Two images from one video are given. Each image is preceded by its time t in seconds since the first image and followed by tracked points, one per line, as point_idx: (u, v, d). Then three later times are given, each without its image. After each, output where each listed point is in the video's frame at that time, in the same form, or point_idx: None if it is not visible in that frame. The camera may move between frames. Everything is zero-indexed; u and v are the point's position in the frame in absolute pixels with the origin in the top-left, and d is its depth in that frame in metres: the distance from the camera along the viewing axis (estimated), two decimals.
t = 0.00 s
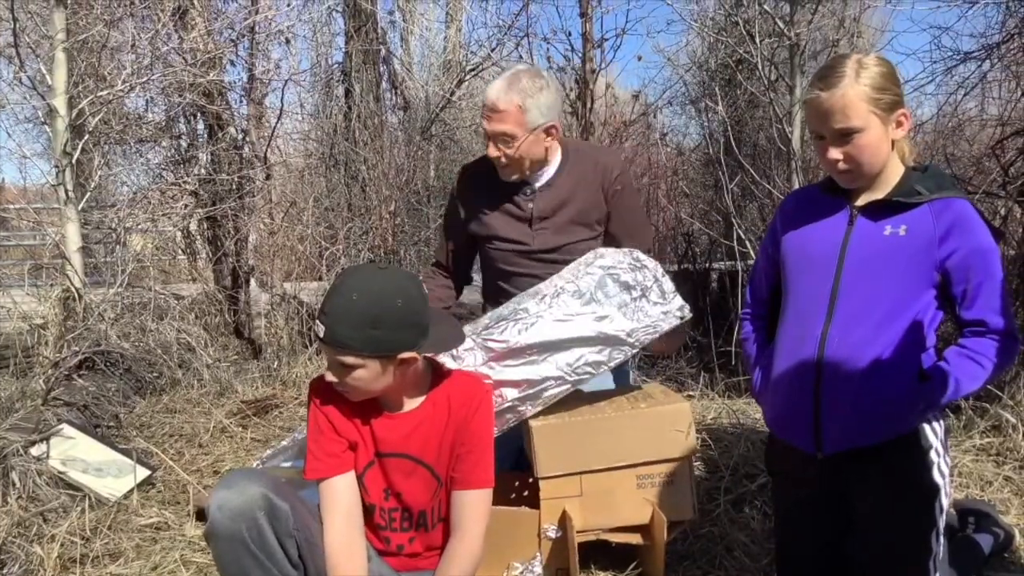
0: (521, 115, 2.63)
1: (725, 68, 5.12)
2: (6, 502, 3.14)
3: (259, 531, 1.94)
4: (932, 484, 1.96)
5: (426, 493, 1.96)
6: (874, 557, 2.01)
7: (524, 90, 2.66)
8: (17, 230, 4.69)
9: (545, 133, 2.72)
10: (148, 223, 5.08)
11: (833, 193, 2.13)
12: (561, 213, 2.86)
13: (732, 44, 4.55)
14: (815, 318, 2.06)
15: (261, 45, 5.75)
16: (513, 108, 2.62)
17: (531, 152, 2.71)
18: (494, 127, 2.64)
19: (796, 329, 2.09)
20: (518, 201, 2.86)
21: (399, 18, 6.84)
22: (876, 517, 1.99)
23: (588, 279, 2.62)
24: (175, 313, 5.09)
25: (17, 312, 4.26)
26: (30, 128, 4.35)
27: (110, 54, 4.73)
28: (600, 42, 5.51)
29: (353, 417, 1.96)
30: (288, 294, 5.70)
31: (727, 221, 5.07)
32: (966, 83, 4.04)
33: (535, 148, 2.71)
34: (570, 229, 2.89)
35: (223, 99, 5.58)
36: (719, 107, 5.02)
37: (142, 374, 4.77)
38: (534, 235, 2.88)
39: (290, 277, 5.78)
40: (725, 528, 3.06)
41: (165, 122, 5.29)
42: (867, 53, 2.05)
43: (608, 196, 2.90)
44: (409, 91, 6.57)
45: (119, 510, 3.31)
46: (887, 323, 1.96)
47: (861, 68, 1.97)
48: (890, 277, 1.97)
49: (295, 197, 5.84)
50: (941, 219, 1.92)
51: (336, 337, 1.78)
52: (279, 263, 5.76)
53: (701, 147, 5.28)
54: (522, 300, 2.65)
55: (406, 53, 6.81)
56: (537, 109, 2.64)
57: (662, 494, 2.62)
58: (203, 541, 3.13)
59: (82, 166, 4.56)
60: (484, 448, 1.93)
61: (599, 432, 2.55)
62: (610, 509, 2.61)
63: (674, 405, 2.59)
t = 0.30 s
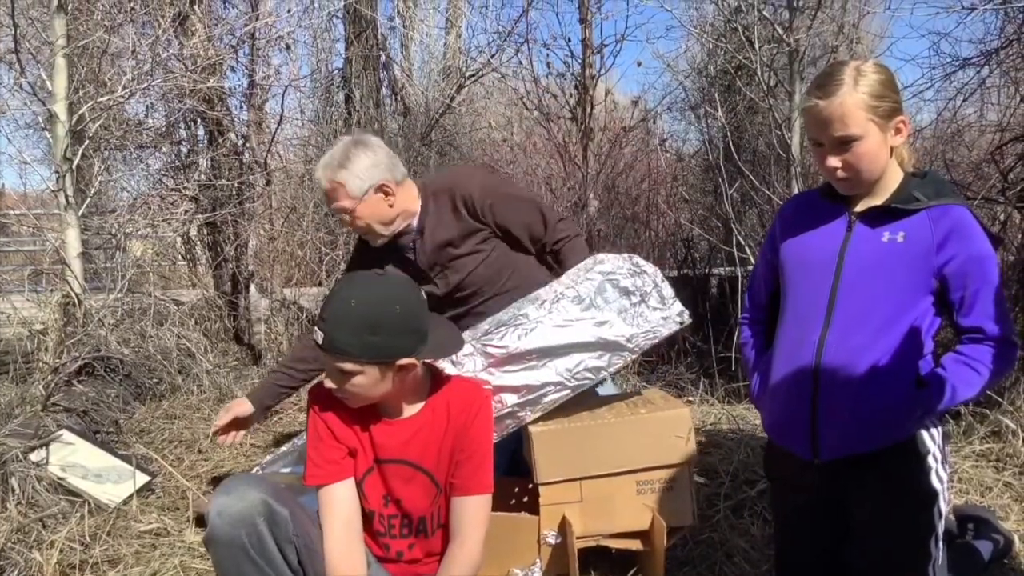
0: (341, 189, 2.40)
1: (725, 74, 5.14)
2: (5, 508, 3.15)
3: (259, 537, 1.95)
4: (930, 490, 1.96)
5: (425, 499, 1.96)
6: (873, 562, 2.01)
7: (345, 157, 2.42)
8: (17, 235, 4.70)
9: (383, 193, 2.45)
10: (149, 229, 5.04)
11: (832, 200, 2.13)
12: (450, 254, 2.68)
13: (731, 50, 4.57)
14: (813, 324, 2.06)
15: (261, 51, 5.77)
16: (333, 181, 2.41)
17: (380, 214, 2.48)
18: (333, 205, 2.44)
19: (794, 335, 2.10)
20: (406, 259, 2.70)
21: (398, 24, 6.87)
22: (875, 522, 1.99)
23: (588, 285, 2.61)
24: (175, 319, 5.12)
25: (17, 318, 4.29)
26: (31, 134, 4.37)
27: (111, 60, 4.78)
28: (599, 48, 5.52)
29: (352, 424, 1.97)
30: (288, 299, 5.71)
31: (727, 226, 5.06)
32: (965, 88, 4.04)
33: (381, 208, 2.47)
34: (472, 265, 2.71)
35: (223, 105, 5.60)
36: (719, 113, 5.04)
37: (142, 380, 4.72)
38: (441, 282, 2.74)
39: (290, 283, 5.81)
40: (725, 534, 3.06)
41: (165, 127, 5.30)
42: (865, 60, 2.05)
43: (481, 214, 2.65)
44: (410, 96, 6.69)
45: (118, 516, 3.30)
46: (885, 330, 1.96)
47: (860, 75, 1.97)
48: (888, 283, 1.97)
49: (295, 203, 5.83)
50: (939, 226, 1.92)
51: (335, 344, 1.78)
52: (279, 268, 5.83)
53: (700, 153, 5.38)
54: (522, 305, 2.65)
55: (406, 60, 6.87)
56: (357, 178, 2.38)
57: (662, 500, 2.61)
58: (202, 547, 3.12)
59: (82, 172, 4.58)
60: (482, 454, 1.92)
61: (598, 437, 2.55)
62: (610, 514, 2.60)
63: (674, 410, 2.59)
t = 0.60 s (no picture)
0: (266, 256, 2.44)
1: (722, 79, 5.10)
2: (3, 513, 3.16)
3: (256, 542, 1.95)
4: (927, 494, 1.96)
5: (423, 504, 1.96)
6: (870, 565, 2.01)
7: (264, 225, 2.47)
8: (16, 240, 4.71)
9: (306, 253, 2.46)
10: (146, 234, 5.08)
11: (829, 205, 2.14)
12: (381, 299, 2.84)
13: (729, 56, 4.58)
14: (810, 328, 2.06)
15: (260, 56, 5.78)
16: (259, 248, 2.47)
17: (310, 272, 2.49)
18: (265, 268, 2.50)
19: (792, 340, 2.10)
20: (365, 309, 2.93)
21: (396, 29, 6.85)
22: (872, 526, 1.99)
23: (586, 290, 2.62)
24: (173, 323, 5.09)
25: (14, 322, 4.28)
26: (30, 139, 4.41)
27: (109, 64, 4.76)
28: (598, 53, 5.53)
29: (350, 430, 1.97)
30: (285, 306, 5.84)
31: (725, 231, 5.08)
32: (962, 94, 4.07)
33: (308, 266, 2.48)
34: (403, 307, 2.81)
35: (222, 110, 5.61)
36: (717, 119, 5.05)
37: (140, 385, 4.66)
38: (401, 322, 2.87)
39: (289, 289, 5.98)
40: (723, 539, 3.07)
41: (164, 133, 5.32)
42: (861, 66, 2.06)
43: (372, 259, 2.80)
44: (409, 102, 6.70)
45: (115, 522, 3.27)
46: (882, 335, 1.96)
47: (855, 82, 1.98)
48: (884, 288, 1.97)
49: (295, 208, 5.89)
50: (934, 232, 1.92)
51: (332, 350, 1.77)
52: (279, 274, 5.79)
53: (699, 158, 5.28)
54: (521, 309, 2.65)
55: (405, 64, 6.92)
56: (275, 243, 2.41)
57: (661, 505, 2.61)
58: (200, 552, 3.12)
59: (81, 177, 4.59)
60: (479, 459, 1.92)
61: (596, 442, 2.55)
62: (608, 519, 2.60)
63: (673, 415, 2.59)
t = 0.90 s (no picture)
0: (222, 299, 2.57)
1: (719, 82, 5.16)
2: None
3: (252, 545, 1.96)
4: (923, 496, 1.96)
5: (420, 507, 1.96)
6: (867, 566, 2.01)
7: (217, 268, 2.57)
8: (12, 242, 4.72)
9: (262, 296, 2.60)
10: (143, 236, 5.01)
11: (823, 208, 2.14)
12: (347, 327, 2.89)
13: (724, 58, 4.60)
14: (804, 331, 2.07)
15: (257, 59, 5.79)
16: (213, 290, 2.59)
17: (266, 312, 2.64)
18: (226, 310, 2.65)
19: (787, 342, 2.10)
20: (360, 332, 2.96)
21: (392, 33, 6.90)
22: (868, 527, 1.99)
23: (583, 293, 2.63)
24: (169, 326, 5.02)
25: (9, 325, 4.34)
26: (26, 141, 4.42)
27: (105, 67, 4.76)
28: (595, 56, 5.53)
29: (346, 433, 1.96)
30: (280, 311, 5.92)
31: (722, 234, 5.09)
32: (958, 96, 4.05)
33: (263, 308, 2.62)
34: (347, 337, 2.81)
35: (218, 113, 5.61)
36: (714, 122, 5.06)
37: (136, 387, 4.57)
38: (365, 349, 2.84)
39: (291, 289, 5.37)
40: (719, 541, 3.08)
41: (160, 135, 5.32)
42: (853, 70, 2.06)
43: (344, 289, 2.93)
44: (405, 103, 6.87)
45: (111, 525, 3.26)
46: (876, 337, 1.96)
47: (847, 85, 1.98)
48: (879, 290, 1.97)
49: (291, 211, 5.88)
50: (927, 234, 1.92)
51: (328, 353, 1.77)
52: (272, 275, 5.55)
53: (695, 161, 5.29)
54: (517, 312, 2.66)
55: (402, 67, 7.00)
56: (228, 288, 2.54)
57: (657, 508, 2.61)
58: (196, 555, 3.12)
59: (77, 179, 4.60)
60: (475, 461, 1.91)
61: (593, 444, 2.55)
62: (605, 522, 2.60)
63: (670, 417, 2.59)
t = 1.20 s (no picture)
0: (163, 342, 2.56)
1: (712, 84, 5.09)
2: None
3: (245, 547, 1.96)
4: (916, 498, 1.96)
5: (414, 510, 1.96)
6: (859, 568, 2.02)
7: (154, 310, 2.56)
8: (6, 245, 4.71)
9: (204, 333, 2.57)
10: (136, 239, 5.07)
11: (815, 211, 2.15)
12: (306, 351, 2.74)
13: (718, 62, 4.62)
14: (797, 334, 2.07)
15: (250, 61, 5.79)
16: (154, 335, 2.58)
17: (211, 350, 2.62)
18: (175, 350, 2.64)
19: (780, 344, 2.10)
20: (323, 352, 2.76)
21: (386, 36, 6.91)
22: (861, 530, 2.00)
23: (577, 294, 2.63)
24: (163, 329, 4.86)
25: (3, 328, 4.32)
26: (19, 143, 4.42)
27: (99, 69, 4.74)
28: (589, 59, 5.53)
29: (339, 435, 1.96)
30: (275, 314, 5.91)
31: (715, 236, 5.11)
32: (950, 99, 4.07)
33: (208, 345, 2.60)
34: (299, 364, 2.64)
35: (212, 115, 5.59)
36: (708, 125, 5.07)
37: (129, 390, 4.48)
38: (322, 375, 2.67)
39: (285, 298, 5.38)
40: (713, 543, 3.08)
41: (154, 137, 5.31)
42: (844, 73, 2.06)
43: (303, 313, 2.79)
44: (400, 106, 6.89)
45: (105, 528, 3.25)
46: (869, 339, 1.96)
47: (838, 89, 1.98)
48: (871, 292, 1.98)
49: (284, 212, 5.80)
50: (919, 236, 1.93)
51: (321, 356, 1.77)
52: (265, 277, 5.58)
53: (689, 163, 5.37)
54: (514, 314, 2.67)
55: (396, 69, 7.03)
56: (167, 329, 2.53)
57: (651, 510, 2.61)
58: (190, 558, 3.10)
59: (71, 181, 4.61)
60: (469, 462, 1.91)
61: (588, 447, 2.55)
62: (599, 524, 2.60)
63: (664, 419, 2.59)
